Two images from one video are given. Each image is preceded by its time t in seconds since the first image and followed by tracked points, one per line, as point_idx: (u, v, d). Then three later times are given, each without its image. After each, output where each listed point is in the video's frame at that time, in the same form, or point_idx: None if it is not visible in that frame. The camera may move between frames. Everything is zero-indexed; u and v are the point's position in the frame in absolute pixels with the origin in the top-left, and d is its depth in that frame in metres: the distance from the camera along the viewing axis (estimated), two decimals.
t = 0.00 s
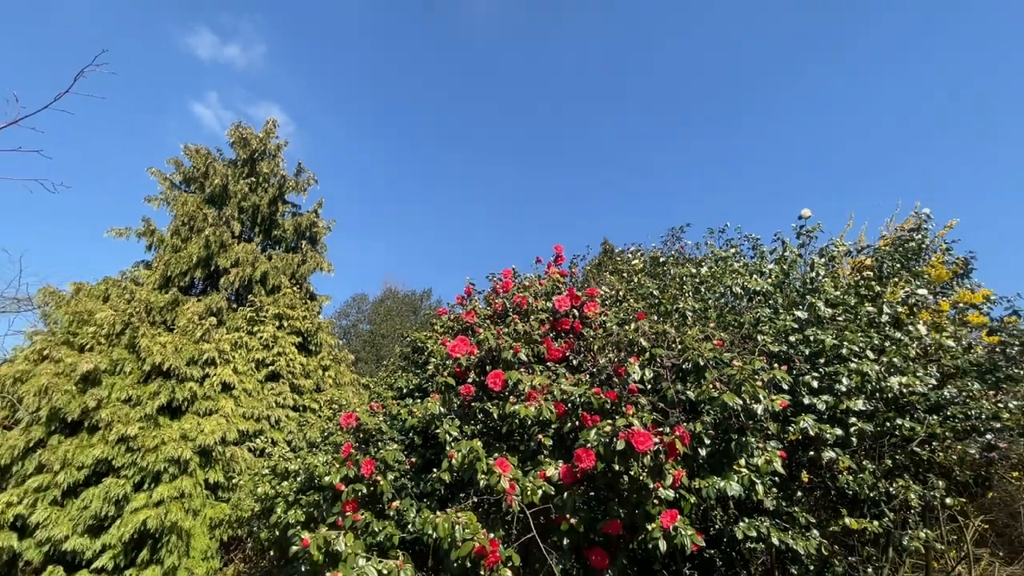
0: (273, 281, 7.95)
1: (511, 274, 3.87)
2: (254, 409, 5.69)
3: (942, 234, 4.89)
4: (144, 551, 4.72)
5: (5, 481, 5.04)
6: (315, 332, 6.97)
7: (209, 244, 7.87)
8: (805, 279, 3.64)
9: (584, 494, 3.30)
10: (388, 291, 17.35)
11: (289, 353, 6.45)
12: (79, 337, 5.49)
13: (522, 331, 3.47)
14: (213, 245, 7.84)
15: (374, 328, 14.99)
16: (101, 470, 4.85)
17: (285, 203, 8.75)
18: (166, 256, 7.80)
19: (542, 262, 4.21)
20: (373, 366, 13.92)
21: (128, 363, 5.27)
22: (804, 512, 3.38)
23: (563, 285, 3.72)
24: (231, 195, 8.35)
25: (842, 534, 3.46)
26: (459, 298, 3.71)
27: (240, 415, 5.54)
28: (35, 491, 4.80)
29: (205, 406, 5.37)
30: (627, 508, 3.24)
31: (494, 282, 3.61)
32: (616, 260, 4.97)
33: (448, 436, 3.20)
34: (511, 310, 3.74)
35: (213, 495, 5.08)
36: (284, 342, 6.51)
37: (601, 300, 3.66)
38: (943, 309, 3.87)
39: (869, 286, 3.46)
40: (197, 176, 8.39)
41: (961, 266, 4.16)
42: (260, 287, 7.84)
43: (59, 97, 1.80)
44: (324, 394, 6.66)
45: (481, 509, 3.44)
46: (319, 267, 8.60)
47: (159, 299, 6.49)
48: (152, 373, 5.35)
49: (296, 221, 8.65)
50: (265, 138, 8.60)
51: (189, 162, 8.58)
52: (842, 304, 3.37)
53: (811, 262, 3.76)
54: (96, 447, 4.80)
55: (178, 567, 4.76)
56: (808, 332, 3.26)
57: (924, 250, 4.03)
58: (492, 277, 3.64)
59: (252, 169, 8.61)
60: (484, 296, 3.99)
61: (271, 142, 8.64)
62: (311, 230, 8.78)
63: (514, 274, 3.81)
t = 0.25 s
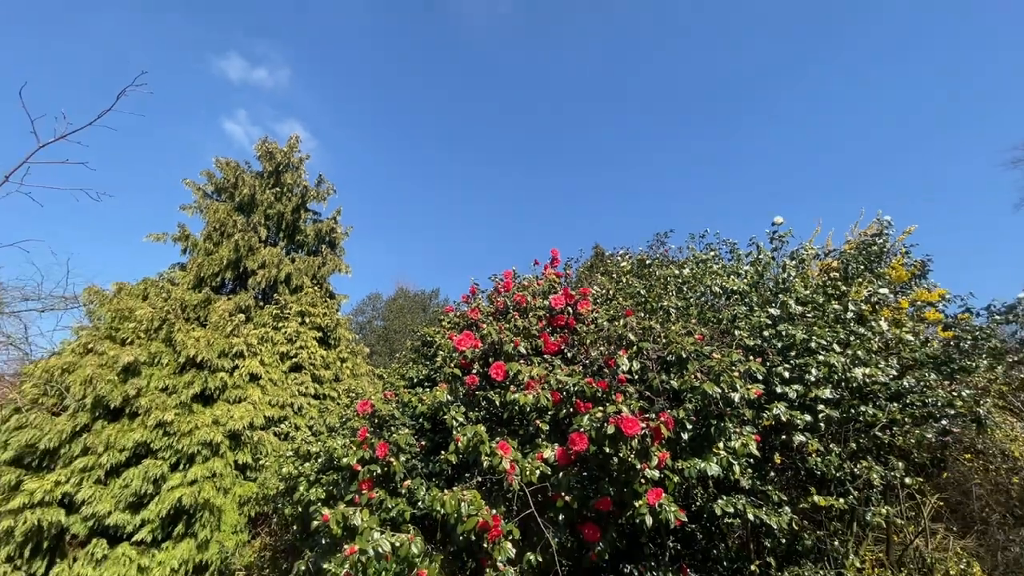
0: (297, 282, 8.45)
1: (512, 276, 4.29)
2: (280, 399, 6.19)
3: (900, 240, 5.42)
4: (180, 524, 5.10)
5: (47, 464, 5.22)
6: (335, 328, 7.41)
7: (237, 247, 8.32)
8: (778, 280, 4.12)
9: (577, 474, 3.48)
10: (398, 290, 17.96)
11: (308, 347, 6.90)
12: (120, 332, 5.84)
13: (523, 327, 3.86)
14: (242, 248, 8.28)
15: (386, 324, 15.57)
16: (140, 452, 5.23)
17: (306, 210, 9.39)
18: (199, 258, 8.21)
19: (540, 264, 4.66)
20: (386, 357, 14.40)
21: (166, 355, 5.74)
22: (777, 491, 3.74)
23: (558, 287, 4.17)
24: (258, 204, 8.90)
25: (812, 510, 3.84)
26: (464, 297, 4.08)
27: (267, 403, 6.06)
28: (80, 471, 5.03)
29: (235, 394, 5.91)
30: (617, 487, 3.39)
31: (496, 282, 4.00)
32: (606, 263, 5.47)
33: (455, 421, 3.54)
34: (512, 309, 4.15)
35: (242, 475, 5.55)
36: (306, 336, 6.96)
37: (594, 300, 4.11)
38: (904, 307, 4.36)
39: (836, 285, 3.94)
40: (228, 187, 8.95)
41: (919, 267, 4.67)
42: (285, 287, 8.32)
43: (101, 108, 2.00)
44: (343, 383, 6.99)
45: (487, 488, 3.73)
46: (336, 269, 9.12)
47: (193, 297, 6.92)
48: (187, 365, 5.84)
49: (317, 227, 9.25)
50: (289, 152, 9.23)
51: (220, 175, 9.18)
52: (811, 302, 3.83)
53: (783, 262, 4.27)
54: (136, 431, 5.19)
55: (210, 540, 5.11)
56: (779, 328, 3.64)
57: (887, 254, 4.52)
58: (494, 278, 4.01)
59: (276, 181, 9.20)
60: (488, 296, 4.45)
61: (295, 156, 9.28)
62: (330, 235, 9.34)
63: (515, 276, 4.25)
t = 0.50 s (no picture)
0: (306, 281, 8.62)
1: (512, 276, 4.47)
2: (291, 395, 6.36)
3: (886, 242, 5.62)
4: (193, 514, 5.27)
5: (68, 456, 5.42)
6: (343, 326, 7.59)
7: (249, 248, 8.47)
8: (767, 280, 4.32)
9: (574, 466, 3.57)
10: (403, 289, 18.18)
11: (316, 344, 7.08)
12: (138, 330, 6.09)
13: (523, 326, 4.04)
14: (253, 249, 8.44)
15: (391, 322, 15.78)
16: (156, 444, 5.46)
17: (315, 213, 9.57)
18: (212, 258, 8.40)
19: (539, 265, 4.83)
20: (391, 353, 14.57)
21: (180, 352, 5.97)
22: (766, 482, 3.90)
23: (556, 288, 4.35)
24: (268, 207, 9.07)
25: (799, 500, 4.05)
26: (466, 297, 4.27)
27: (278, 398, 6.22)
28: (98, 463, 5.24)
29: (246, 389, 6.06)
30: (613, 478, 3.52)
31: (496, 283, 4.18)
32: (603, 263, 5.65)
33: (457, 415, 3.69)
34: (512, 308, 4.32)
35: (254, 467, 5.73)
36: (314, 334, 7.14)
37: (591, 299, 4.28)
38: (888, 306, 4.60)
39: (823, 285, 4.16)
40: (240, 191, 9.13)
41: (902, 268, 4.92)
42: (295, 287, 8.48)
43: (123, 115, 2.11)
44: (350, 378, 7.17)
45: (487, 480, 3.88)
46: (342, 269, 9.31)
47: (208, 297, 7.12)
48: (201, 361, 6.07)
49: (325, 229, 9.44)
50: (298, 158, 9.44)
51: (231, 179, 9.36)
52: (799, 301, 4.02)
53: (772, 263, 4.48)
54: (153, 425, 5.41)
55: (223, 529, 5.27)
56: (769, 326, 3.80)
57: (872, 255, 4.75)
58: (495, 279, 4.20)
59: (286, 185, 9.38)
60: (489, 296, 4.63)
61: (304, 161, 9.48)
62: (337, 236, 9.54)
63: (515, 276, 4.42)
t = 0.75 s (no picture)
0: (306, 281, 8.62)
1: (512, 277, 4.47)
2: (291, 395, 6.35)
3: (886, 242, 5.62)
4: (194, 514, 5.27)
5: (68, 456, 5.42)
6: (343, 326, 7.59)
7: (249, 248, 8.48)
8: (767, 280, 4.32)
9: (574, 466, 3.56)
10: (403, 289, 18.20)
11: (316, 344, 7.08)
12: (138, 330, 6.09)
13: (523, 326, 4.04)
14: (254, 249, 8.45)
15: (391, 322, 15.79)
16: (156, 444, 5.47)
17: (315, 213, 9.57)
18: (212, 258, 8.42)
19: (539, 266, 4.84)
20: (392, 353, 14.58)
21: (181, 352, 5.97)
22: (766, 482, 3.90)
23: (557, 288, 4.36)
24: (268, 207, 9.07)
25: (799, 500, 4.05)
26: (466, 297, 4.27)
27: (278, 398, 6.22)
28: (98, 463, 5.24)
29: (246, 389, 6.06)
30: (613, 478, 3.52)
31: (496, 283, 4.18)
32: (603, 263, 5.65)
33: (457, 415, 3.69)
34: (512, 308, 4.33)
35: (254, 467, 5.73)
36: (314, 334, 7.15)
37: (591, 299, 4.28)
38: (888, 306, 4.61)
39: (823, 285, 4.17)
40: (240, 190, 9.14)
41: (902, 268, 4.93)
42: (295, 287, 8.47)
43: (123, 116, 2.11)
44: (350, 378, 7.17)
45: (487, 480, 3.88)
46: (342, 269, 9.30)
47: (208, 297, 7.12)
48: (201, 361, 6.07)
49: (325, 229, 9.44)
50: (299, 158, 9.44)
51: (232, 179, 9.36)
52: (799, 301, 4.03)
53: (772, 263, 4.48)
54: (153, 425, 5.41)
55: (223, 528, 5.27)
56: (769, 326, 3.80)
57: (872, 255, 4.75)
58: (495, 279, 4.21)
59: (287, 185, 9.38)
60: (489, 297, 4.63)
61: (304, 161, 9.48)
62: (337, 236, 9.54)
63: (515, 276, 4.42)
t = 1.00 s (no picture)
0: (306, 280, 8.61)
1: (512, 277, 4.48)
2: (291, 395, 6.34)
3: (886, 242, 5.63)
4: (194, 513, 5.27)
5: (68, 455, 5.43)
6: (343, 326, 7.60)
7: (249, 248, 8.49)
8: (767, 280, 4.33)
9: (574, 466, 3.56)
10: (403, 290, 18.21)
11: (317, 344, 7.09)
12: (138, 329, 6.09)
13: (523, 326, 4.05)
14: (254, 249, 8.45)
15: (392, 322, 15.80)
16: (156, 444, 5.47)
17: (315, 213, 9.58)
18: (212, 258, 8.44)
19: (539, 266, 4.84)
20: (392, 353, 14.58)
21: (181, 351, 5.98)
22: (766, 482, 3.91)
23: (557, 288, 4.36)
24: (269, 207, 9.08)
25: (799, 500, 4.05)
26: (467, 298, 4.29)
27: (279, 398, 6.22)
28: (99, 463, 5.24)
29: (246, 388, 6.07)
30: (613, 478, 3.53)
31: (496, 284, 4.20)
32: (603, 263, 5.66)
33: (457, 415, 3.70)
34: (513, 309, 4.33)
35: (254, 466, 5.73)
36: (315, 333, 7.15)
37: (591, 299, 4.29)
38: (888, 306, 4.61)
39: (823, 286, 4.18)
40: (240, 190, 9.15)
41: (902, 268, 4.93)
42: (295, 286, 8.47)
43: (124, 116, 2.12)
44: (350, 378, 7.18)
45: (487, 480, 3.89)
46: (342, 269, 9.30)
47: (208, 297, 7.13)
48: (202, 361, 6.07)
49: (325, 229, 9.44)
50: (299, 158, 9.44)
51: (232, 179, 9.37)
52: (799, 301, 4.03)
53: (772, 263, 4.48)
54: (153, 425, 5.41)
55: (224, 528, 5.28)
56: (769, 326, 3.80)
57: (872, 255, 4.75)
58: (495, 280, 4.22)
59: (287, 185, 9.38)
60: (490, 297, 4.63)
61: (304, 161, 9.48)
62: (338, 236, 9.54)
63: (515, 277, 4.43)
